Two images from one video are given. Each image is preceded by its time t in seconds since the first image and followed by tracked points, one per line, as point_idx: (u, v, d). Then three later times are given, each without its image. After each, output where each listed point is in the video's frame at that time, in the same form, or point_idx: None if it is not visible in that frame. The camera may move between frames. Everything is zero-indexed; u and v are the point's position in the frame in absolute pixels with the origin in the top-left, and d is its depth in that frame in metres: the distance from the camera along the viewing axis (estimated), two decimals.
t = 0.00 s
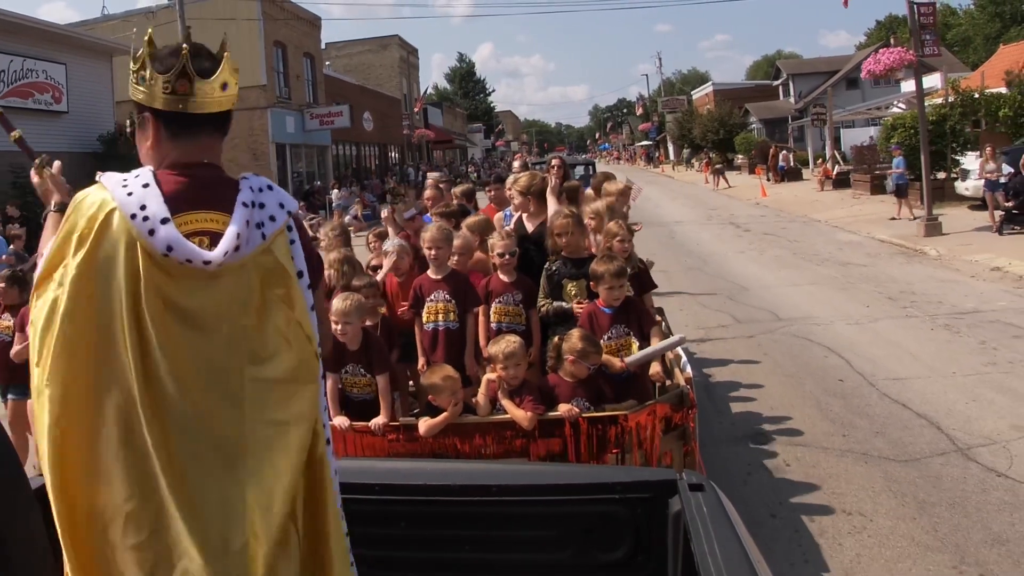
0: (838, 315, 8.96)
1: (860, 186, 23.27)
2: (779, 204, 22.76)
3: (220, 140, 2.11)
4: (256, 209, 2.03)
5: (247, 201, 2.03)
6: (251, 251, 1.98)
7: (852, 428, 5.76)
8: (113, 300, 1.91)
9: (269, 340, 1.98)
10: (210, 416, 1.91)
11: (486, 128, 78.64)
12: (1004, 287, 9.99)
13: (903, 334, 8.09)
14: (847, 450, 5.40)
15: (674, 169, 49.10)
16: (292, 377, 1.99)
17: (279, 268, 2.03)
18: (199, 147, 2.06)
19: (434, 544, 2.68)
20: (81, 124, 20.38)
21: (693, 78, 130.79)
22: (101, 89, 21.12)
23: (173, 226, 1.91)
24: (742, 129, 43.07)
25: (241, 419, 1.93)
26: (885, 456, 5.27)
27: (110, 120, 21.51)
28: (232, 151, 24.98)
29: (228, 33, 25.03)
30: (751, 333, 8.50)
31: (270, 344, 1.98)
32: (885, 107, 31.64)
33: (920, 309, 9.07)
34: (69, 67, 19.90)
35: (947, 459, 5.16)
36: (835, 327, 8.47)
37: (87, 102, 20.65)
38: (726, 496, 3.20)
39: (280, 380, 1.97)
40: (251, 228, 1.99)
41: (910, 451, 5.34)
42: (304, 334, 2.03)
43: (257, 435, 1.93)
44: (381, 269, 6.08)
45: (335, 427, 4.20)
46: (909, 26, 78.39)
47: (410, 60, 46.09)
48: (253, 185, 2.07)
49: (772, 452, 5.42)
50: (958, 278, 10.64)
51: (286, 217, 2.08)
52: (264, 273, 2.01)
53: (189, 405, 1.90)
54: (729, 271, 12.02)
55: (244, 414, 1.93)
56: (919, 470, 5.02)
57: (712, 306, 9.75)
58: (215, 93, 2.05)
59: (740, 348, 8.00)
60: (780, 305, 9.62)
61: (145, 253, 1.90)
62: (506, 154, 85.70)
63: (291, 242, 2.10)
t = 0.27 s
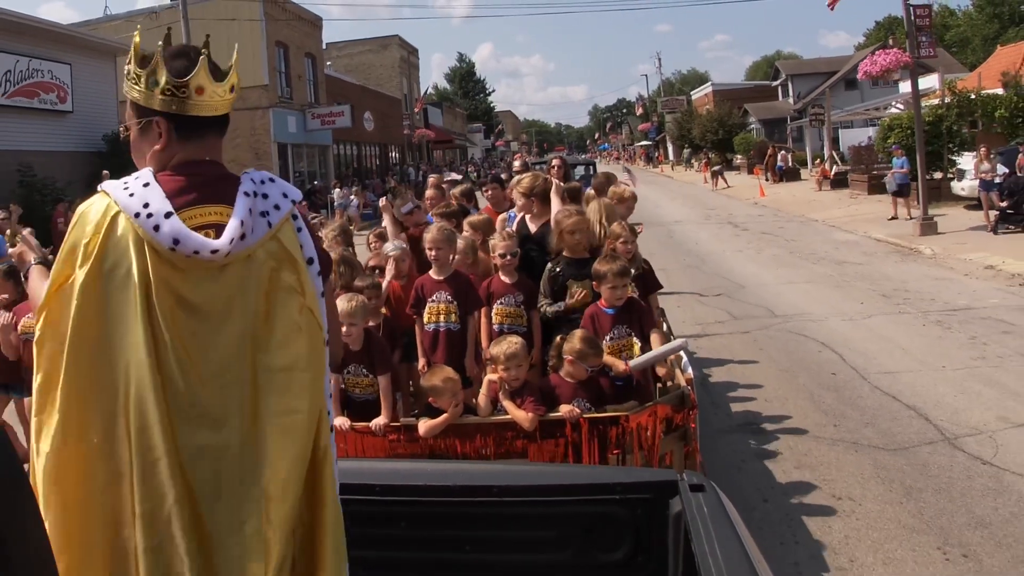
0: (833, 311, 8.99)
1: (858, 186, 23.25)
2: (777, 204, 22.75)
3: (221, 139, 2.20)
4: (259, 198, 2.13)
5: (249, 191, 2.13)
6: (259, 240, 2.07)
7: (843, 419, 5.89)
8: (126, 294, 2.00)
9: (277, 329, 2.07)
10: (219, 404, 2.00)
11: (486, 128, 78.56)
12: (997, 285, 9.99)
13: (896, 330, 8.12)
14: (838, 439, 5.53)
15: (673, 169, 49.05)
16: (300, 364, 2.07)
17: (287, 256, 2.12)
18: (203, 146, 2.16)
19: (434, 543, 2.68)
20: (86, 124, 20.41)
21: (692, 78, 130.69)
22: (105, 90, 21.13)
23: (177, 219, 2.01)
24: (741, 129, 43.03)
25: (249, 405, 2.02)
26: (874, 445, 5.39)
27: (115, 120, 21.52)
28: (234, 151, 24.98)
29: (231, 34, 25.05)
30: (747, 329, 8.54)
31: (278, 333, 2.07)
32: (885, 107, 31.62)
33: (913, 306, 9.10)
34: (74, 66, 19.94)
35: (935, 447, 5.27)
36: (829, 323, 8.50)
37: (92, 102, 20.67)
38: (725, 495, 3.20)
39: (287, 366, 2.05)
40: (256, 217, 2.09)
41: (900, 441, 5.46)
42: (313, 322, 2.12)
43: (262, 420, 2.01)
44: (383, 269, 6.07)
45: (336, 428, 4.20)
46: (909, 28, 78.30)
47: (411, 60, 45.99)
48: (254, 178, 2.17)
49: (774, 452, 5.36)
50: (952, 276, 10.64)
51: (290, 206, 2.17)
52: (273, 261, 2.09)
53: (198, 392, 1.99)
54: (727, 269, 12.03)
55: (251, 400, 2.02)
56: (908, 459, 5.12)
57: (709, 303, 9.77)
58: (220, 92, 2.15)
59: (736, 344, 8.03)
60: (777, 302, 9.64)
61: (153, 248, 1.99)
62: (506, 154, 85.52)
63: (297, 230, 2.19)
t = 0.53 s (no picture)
0: (828, 308, 9.02)
1: (855, 186, 23.26)
2: (775, 204, 22.76)
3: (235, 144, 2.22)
4: (274, 206, 2.15)
5: (264, 198, 2.14)
6: (272, 246, 2.08)
7: (833, 410, 6.01)
8: (136, 295, 2.00)
9: (289, 339, 2.08)
10: (228, 411, 2.00)
11: (486, 128, 78.50)
12: (989, 283, 10.02)
13: (889, 327, 8.13)
14: (829, 429, 5.66)
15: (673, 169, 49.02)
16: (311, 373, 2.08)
17: (299, 264, 2.13)
18: (218, 148, 2.18)
19: (434, 544, 2.68)
20: (90, 125, 20.44)
21: (692, 78, 130.65)
22: (110, 91, 21.14)
23: (190, 218, 2.02)
24: (740, 129, 43.02)
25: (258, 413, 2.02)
26: (863, 434, 5.55)
27: (119, 120, 21.54)
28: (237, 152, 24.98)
29: (232, 35, 25.09)
30: (743, 325, 8.56)
31: (290, 341, 2.07)
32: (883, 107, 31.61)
33: (906, 303, 9.12)
34: (79, 67, 19.96)
35: (922, 438, 5.41)
36: (823, 320, 8.51)
37: (96, 102, 20.69)
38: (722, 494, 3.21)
39: (297, 375, 2.06)
40: (271, 224, 2.10)
41: (890, 430, 5.60)
42: (325, 333, 2.12)
43: (271, 429, 2.01)
44: (383, 269, 6.07)
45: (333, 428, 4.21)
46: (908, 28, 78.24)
47: (411, 60, 45.94)
48: (271, 186, 2.19)
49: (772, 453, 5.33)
50: (945, 275, 10.66)
51: (304, 215, 2.19)
52: (286, 271, 2.11)
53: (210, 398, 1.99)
54: (724, 267, 12.04)
55: (261, 408, 2.02)
56: (896, 447, 5.27)
57: (704, 300, 9.79)
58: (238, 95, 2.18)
59: (732, 341, 8.05)
60: (773, 299, 9.66)
61: (166, 251, 2.00)
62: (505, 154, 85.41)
63: (310, 240, 2.21)
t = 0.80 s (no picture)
0: (825, 305, 9.04)
1: (854, 185, 23.25)
2: (774, 203, 22.76)
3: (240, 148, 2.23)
4: (277, 211, 2.15)
5: (267, 203, 2.15)
6: (273, 251, 2.09)
7: (826, 403, 6.10)
8: (135, 298, 2.00)
9: (288, 345, 2.08)
10: (224, 416, 2.00)
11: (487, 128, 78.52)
12: (984, 281, 10.02)
13: (884, 323, 8.15)
14: (823, 422, 5.76)
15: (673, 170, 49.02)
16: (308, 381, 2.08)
17: (299, 271, 2.14)
18: (221, 151, 2.18)
19: (434, 543, 2.69)
20: (95, 126, 20.47)
21: (693, 78, 130.63)
22: (115, 92, 21.15)
23: (192, 221, 2.02)
24: (740, 130, 43.02)
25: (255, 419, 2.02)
26: (855, 426, 5.66)
27: (124, 120, 21.56)
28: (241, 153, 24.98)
29: (235, 37, 25.11)
30: (741, 322, 8.59)
31: (288, 348, 2.08)
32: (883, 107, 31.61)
33: (902, 300, 9.14)
34: (84, 68, 19.97)
35: (914, 429, 5.50)
36: (819, 317, 8.53)
37: (102, 103, 20.71)
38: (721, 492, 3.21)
39: (293, 382, 2.06)
40: (272, 230, 2.11)
41: (882, 422, 5.69)
42: (322, 340, 2.13)
43: (267, 435, 2.02)
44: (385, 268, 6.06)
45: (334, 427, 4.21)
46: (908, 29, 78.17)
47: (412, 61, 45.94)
48: (274, 191, 2.20)
49: (774, 452, 5.30)
50: (941, 273, 10.67)
51: (306, 222, 2.20)
52: (285, 277, 2.11)
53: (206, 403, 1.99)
54: (723, 265, 12.06)
55: (257, 414, 2.02)
56: (888, 439, 5.38)
57: (702, 298, 9.80)
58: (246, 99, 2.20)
59: (730, 337, 8.07)
60: (771, 296, 9.68)
61: (166, 253, 2.00)
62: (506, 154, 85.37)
63: (310, 247, 2.22)
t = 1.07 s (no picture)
0: (821, 302, 9.04)
1: (853, 185, 23.24)
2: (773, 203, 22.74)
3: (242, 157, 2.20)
4: (274, 220, 2.13)
5: (264, 211, 2.12)
6: (269, 260, 2.07)
7: (818, 395, 6.12)
8: (131, 304, 2.00)
9: (283, 355, 2.06)
10: (217, 425, 1.99)
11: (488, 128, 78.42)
12: (979, 279, 10.02)
13: (879, 319, 8.15)
14: (816, 413, 5.79)
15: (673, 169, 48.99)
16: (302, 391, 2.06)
17: (295, 279, 2.12)
18: (219, 161, 2.16)
19: (434, 544, 2.68)
20: (101, 125, 20.44)
21: (693, 77, 130.58)
22: (119, 91, 21.12)
23: (187, 228, 2.01)
24: (741, 129, 43.00)
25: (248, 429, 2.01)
26: (847, 416, 5.68)
27: (129, 120, 21.54)
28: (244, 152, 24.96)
29: (239, 37, 25.04)
30: (738, 317, 8.59)
31: (284, 358, 2.06)
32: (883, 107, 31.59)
33: (897, 297, 9.14)
34: (89, 67, 19.94)
35: (904, 420, 5.53)
36: (815, 313, 8.53)
37: (107, 101, 20.68)
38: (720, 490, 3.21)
39: (287, 393, 2.04)
40: (268, 238, 2.08)
41: (873, 413, 5.71)
42: (317, 351, 2.10)
43: (259, 446, 2.00)
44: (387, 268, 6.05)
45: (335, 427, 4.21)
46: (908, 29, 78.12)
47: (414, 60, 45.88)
48: (272, 200, 2.17)
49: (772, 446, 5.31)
50: (937, 270, 10.66)
51: (304, 231, 2.17)
52: (281, 286, 2.09)
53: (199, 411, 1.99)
54: (722, 263, 12.05)
55: (249, 424, 2.01)
56: (878, 429, 5.41)
57: (700, 295, 9.80)
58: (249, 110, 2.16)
59: (727, 332, 8.07)
60: (769, 293, 9.68)
61: (161, 259, 1.99)
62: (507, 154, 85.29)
63: (308, 256, 2.19)
